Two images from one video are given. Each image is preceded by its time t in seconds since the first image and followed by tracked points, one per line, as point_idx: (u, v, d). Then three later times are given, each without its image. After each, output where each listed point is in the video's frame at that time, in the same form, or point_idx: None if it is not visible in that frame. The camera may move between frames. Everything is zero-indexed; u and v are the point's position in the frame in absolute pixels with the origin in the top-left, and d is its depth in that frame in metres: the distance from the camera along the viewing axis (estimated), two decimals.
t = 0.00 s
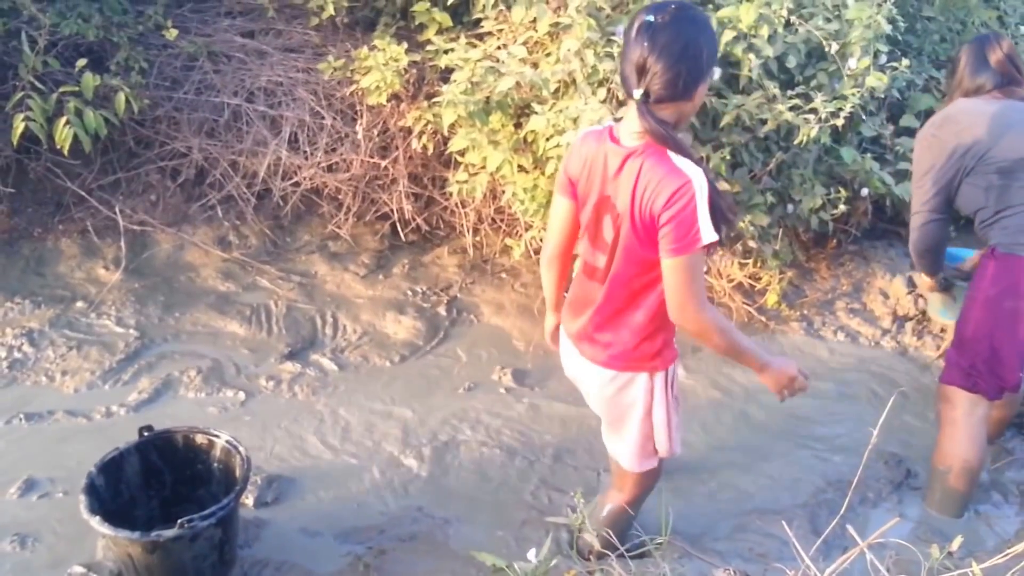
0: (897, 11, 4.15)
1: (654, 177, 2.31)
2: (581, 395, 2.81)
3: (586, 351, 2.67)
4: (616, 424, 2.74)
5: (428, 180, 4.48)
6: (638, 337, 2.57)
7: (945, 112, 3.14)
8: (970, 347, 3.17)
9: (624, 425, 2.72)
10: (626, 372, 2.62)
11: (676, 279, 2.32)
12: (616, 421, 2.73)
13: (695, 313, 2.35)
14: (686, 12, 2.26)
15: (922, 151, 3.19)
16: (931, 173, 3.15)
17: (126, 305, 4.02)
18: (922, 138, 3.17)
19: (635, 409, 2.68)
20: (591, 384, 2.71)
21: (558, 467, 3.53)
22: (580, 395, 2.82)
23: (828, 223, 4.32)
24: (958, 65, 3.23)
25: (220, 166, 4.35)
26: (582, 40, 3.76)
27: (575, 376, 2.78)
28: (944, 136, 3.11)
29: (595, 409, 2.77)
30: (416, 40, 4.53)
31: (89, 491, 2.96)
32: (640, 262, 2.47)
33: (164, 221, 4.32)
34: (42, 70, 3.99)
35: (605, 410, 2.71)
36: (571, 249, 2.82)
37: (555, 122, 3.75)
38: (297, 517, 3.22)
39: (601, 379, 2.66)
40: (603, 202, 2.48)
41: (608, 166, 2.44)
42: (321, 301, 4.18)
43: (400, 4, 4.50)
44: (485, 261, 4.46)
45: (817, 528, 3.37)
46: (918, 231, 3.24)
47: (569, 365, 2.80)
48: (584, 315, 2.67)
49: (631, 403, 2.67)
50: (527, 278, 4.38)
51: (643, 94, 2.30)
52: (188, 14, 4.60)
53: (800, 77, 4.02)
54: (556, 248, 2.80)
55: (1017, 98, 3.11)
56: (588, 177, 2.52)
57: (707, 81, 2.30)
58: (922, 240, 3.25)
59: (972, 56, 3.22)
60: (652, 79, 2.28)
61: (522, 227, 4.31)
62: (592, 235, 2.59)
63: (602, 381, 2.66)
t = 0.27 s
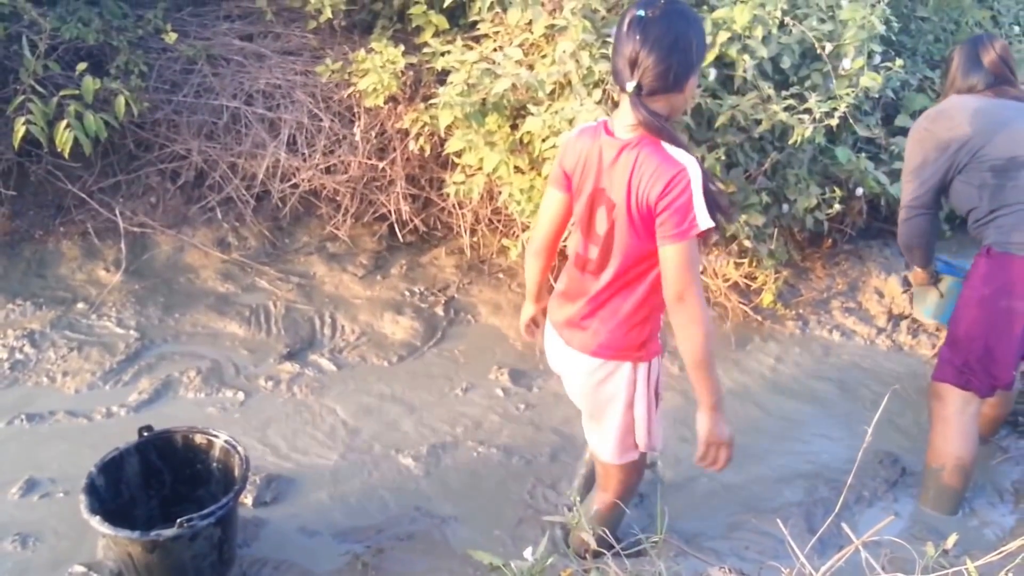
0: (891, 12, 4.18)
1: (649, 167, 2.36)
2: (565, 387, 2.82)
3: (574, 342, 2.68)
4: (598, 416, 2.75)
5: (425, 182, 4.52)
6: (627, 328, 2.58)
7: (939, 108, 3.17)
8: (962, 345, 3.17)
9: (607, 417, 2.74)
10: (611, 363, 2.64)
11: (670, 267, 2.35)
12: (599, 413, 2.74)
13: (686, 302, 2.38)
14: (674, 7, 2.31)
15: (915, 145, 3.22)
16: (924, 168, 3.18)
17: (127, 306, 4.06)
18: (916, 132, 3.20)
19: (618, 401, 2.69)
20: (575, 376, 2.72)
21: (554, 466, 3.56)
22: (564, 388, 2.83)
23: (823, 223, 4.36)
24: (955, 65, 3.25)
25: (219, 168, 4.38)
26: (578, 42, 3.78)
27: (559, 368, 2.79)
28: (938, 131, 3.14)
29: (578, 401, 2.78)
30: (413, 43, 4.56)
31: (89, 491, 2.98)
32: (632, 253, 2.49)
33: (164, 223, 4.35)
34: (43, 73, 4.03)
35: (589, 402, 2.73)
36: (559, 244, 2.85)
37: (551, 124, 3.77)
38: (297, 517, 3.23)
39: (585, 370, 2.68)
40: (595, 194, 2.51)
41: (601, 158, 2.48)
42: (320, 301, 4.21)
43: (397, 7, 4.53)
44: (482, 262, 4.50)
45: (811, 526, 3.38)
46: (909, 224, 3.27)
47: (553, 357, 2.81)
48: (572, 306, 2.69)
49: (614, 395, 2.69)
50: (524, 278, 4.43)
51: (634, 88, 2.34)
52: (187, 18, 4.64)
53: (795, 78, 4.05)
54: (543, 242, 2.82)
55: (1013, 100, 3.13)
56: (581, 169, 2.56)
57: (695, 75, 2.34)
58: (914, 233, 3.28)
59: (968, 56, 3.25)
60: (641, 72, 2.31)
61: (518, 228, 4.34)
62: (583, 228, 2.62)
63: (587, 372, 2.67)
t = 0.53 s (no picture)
0: (885, 13, 4.22)
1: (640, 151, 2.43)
2: (560, 374, 2.82)
3: (569, 325, 2.71)
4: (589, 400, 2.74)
5: (423, 183, 4.56)
6: (616, 311, 2.60)
7: (939, 98, 3.18)
8: (953, 342, 3.19)
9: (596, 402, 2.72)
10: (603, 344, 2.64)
11: (644, 244, 2.37)
12: (590, 398, 2.73)
13: (654, 280, 2.39)
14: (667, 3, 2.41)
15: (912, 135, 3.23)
16: (918, 159, 3.20)
17: (127, 308, 4.09)
18: (915, 120, 3.21)
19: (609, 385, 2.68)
20: (570, 359, 2.73)
21: (552, 465, 3.57)
22: (559, 376, 2.83)
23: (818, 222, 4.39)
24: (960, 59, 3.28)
25: (219, 171, 4.41)
26: (573, 43, 3.80)
27: (556, 356, 2.80)
28: (934, 122, 3.15)
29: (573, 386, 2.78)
30: (410, 45, 4.59)
31: (89, 490, 2.97)
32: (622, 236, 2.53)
33: (164, 225, 4.39)
34: (43, 77, 4.06)
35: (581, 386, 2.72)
36: (563, 238, 2.90)
37: (547, 125, 3.79)
38: (296, 517, 3.23)
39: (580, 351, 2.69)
40: (592, 180, 2.58)
41: (599, 146, 2.56)
42: (319, 302, 4.24)
43: (395, 10, 4.56)
44: (480, 262, 4.54)
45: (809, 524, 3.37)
46: (900, 213, 3.28)
47: (552, 344, 2.83)
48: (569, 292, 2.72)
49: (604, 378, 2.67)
50: (522, 278, 4.47)
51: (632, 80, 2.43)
52: (186, 22, 4.67)
53: (790, 78, 4.08)
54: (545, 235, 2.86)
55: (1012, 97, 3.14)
56: (581, 159, 2.64)
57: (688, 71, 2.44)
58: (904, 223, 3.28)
59: (973, 52, 3.26)
60: (638, 62, 2.40)
61: (516, 229, 4.38)
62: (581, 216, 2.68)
63: (581, 354, 2.69)
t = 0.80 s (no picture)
0: (881, 14, 4.25)
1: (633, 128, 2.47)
2: (553, 354, 2.85)
3: (563, 302, 2.76)
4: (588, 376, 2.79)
5: (421, 185, 4.59)
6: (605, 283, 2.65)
7: (954, 88, 3.17)
8: (939, 340, 3.21)
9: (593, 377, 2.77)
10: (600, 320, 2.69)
11: (627, 214, 2.41)
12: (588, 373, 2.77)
13: (635, 250, 2.42)
14: None
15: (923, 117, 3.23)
16: (919, 143, 3.21)
17: (128, 310, 4.12)
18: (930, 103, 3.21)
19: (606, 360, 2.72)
20: (565, 336, 2.78)
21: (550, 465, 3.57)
22: (552, 355, 2.86)
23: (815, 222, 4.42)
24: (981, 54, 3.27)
25: (219, 173, 4.44)
26: (570, 45, 3.81)
27: (549, 335, 2.84)
28: (942, 110, 3.15)
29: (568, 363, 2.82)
30: (408, 48, 4.62)
31: (89, 491, 2.94)
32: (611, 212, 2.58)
33: (164, 228, 4.41)
34: (44, 81, 4.10)
35: (579, 363, 2.76)
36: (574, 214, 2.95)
37: (544, 126, 3.82)
38: (295, 517, 3.22)
39: (577, 326, 2.73)
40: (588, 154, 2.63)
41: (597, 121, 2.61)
42: (318, 304, 4.27)
43: (393, 12, 4.58)
44: (478, 263, 4.57)
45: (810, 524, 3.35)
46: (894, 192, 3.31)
47: (544, 325, 2.87)
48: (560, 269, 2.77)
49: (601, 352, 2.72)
50: (520, 279, 4.50)
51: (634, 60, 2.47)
52: (185, 25, 4.70)
53: (786, 79, 4.10)
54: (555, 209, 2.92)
55: None
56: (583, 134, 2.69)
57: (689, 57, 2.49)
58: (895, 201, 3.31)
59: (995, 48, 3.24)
60: (641, 45, 2.45)
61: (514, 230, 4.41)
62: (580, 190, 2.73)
63: (576, 328, 2.73)
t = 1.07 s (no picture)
0: (878, 15, 4.28)
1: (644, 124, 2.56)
2: (550, 331, 2.91)
3: (559, 290, 2.82)
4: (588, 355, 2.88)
5: (420, 187, 4.61)
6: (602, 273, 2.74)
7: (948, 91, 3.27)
8: (934, 339, 3.22)
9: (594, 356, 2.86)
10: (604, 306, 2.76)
11: (635, 208, 2.51)
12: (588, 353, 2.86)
13: (638, 244, 2.53)
14: None
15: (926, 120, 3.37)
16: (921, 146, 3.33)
17: (128, 313, 4.14)
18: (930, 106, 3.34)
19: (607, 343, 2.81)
20: (565, 317, 2.84)
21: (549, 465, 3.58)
22: (548, 333, 2.92)
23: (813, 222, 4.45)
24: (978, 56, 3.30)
25: (219, 176, 4.47)
26: (567, 47, 3.83)
27: (547, 313, 2.89)
28: (937, 113, 3.26)
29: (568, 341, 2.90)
30: (406, 51, 4.64)
31: (90, 494, 2.94)
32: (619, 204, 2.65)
33: (165, 230, 4.44)
34: (45, 85, 4.13)
35: (580, 343, 2.84)
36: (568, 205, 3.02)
37: (541, 128, 3.83)
38: (295, 518, 3.23)
39: (578, 310, 2.79)
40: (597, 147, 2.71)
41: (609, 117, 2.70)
42: (318, 306, 4.29)
43: (391, 15, 4.60)
44: (477, 264, 4.58)
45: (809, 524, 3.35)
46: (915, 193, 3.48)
47: (541, 302, 2.92)
48: (559, 252, 2.81)
49: (602, 336, 2.80)
50: (519, 280, 4.51)
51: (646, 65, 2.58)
52: (185, 29, 4.73)
53: (783, 80, 4.11)
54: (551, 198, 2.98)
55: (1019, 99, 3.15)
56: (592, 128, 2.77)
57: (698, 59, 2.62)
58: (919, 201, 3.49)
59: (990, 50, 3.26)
60: (653, 51, 2.57)
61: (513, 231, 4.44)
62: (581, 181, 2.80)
63: (577, 311, 2.79)
